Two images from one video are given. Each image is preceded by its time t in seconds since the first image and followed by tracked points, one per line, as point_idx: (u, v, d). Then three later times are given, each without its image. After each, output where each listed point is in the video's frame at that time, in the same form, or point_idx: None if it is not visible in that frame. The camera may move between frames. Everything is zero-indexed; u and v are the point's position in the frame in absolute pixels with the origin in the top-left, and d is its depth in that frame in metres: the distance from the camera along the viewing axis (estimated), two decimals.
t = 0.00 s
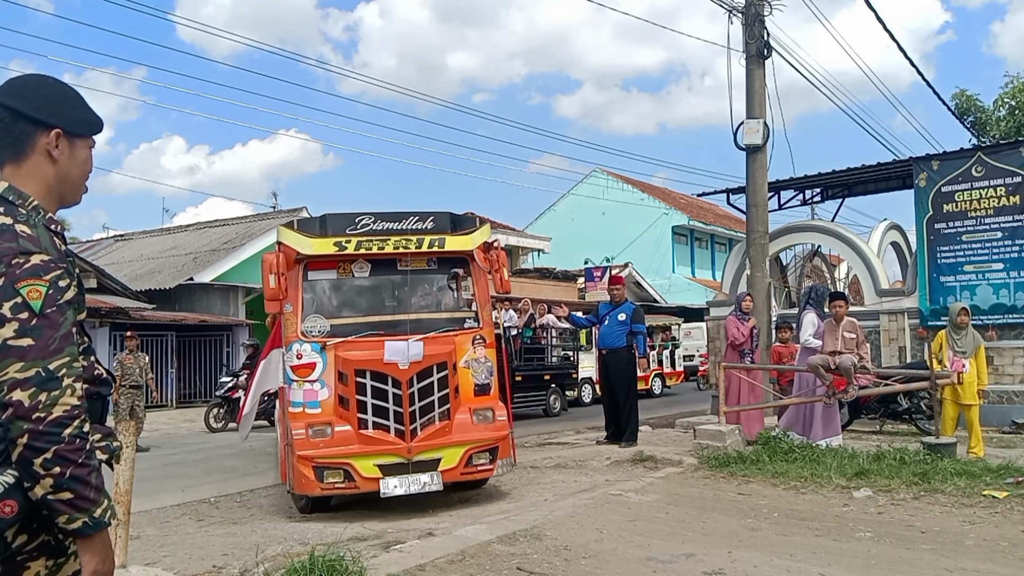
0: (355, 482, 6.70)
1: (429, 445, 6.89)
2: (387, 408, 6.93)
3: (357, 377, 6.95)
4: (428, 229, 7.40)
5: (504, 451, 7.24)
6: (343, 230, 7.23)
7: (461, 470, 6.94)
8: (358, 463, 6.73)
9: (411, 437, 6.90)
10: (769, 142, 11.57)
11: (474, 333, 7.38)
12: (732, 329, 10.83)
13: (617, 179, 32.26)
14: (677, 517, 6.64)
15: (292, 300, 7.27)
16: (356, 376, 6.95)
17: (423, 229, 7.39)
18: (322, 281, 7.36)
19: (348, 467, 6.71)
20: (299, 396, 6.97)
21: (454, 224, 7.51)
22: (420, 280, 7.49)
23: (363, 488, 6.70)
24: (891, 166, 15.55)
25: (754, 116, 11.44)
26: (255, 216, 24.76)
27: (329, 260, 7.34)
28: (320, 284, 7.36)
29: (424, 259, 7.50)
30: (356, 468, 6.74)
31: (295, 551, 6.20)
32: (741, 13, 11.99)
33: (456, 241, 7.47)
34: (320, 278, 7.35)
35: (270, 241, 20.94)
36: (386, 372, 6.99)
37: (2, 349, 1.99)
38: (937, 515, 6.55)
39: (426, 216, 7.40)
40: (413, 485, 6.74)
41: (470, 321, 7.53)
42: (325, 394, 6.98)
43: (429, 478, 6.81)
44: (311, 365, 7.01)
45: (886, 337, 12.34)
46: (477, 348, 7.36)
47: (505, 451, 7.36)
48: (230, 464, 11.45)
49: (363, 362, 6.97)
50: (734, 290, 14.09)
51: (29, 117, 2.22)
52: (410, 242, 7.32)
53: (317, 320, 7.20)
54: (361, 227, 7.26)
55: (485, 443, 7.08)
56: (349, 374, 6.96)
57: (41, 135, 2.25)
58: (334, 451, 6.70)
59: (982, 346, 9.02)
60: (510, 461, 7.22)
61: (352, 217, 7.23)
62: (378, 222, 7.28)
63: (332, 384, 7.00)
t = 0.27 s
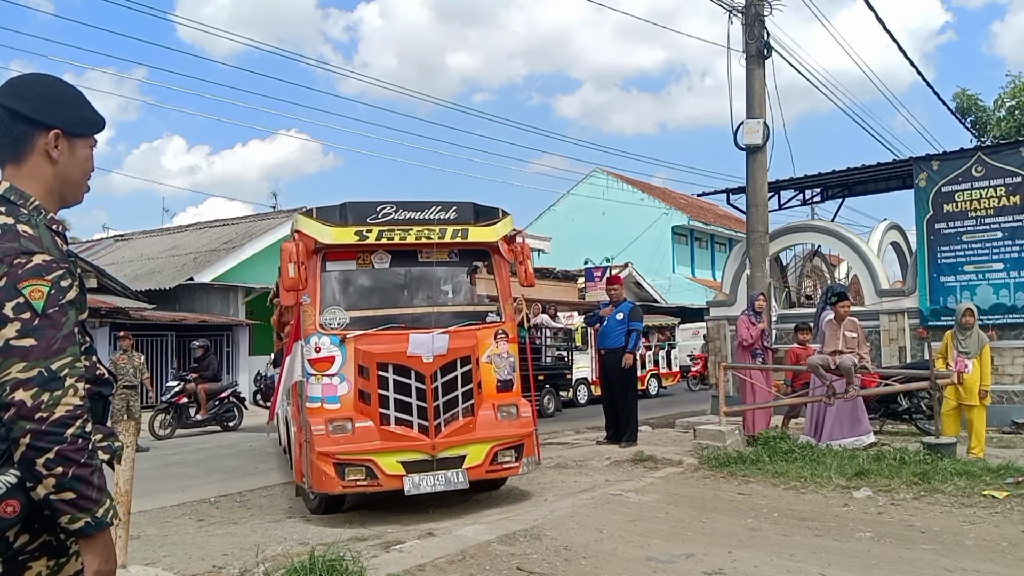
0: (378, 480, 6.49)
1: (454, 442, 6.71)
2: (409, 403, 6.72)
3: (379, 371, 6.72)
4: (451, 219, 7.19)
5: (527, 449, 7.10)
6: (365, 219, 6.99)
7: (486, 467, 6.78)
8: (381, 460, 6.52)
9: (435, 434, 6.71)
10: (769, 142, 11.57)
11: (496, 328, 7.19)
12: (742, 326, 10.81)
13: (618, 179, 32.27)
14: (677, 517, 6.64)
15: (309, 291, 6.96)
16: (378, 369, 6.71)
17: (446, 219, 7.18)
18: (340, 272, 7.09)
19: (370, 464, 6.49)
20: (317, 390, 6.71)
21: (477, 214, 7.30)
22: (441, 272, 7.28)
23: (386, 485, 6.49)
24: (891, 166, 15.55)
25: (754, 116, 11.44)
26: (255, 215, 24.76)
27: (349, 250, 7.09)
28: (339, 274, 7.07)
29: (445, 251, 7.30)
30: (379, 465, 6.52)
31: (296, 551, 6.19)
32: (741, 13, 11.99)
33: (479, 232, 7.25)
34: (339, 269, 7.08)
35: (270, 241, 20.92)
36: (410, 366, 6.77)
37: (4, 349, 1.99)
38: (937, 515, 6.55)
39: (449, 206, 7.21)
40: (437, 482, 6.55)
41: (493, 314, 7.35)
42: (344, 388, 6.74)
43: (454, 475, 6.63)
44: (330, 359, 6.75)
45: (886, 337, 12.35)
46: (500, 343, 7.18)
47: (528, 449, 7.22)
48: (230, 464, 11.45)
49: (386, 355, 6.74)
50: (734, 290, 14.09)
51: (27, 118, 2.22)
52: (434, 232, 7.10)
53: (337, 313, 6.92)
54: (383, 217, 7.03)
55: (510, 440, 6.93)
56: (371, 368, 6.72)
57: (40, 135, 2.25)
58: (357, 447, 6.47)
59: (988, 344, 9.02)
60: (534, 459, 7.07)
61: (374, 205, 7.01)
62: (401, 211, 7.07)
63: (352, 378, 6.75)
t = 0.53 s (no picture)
0: (403, 474, 6.28)
1: (482, 436, 6.54)
2: (435, 396, 6.51)
3: (404, 362, 6.50)
4: (477, 207, 6.99)
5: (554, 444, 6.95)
6: (389, 205, 6.74)
7: (515, 463, 6.64)
8: (406, 454, 6.31)
9: (462, 427, 6.52)
10: (769, 142, 11.57)
11: (522, 320, 6.98)
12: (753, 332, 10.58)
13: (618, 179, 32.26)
14: (677, 517, 6.64)
15: (331, 280, 6.70)
16: (403, 360, 6.49)
17: (472, 206, 6.97)
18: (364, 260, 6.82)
19: (396, 458, 6.28)
20: (338, 381, 6.42)
21: (503, 202, 7.11)
22: (466, 262, 7.05)
23: (412, 480, 6.29)
24: (891, 166, 15.54)
25: (754, 116, 11.44)
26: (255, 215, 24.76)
27: (371, 238, 6.85)
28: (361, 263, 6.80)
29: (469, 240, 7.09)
30: (405, 459, 6.32)
31: (296, 551, 6.19)
32: (741, 13, 11.99)
33: (506, 220, 7.07)
34: (362, 257, 6.83)
35: (270, 241, 20.90)
36: (437, 357, 6.56)
37: (6, 349, 1.99)
38: (937, 515, 6.55)
39: (475, 193, 6.98)
40: (465, 477, 6.37)
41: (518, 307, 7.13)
42: (367, 380, 6.47)
43: (481, 470, 6.45)
44: (351, 348, 6.47)
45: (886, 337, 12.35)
46: (525, 335, 6.99)
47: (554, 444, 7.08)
48: (230, 464, 11.47)
49: (412, 346, 6.52)
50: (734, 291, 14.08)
51: (28, 119, 2.22)
52: (460, 219, 6.89)
53: (360, 301, 6.66)
54: (407, 203, 6.78)
55: (538, 435, 6.78)
56: (396, 359, 6.49)
57: (40, 136, 2.25)
58: (382, 441, 6.26)
59: (988, 344, 9.01)
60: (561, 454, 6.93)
61: (399, 191, 6.77)
62: (425, 197, 6.83)
63: (374, 369, 6.49)
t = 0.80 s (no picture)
0: (434, 474, 6.17)
1: (511, 431, 6.47)
2: (461, 392, 6.41)
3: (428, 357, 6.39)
4: (495, 194, 6.85)
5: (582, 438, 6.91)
6: (404, 194, 6.57)
7: (546, 458, 6.61)
8: (435, 453, 6.20)
9: (491, 423, 6.45)
10: (769, 142, 11.57)
11: (543, 310, 6.91)
12: (768, 332, 10.46)
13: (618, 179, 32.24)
14: (677, 517, 6.64)
15: (345, 275, 6.51)
16: (427, 356, 6.38)
17: (489, 194, 6.83)
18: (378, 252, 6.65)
19: (426, 458, 6.16)
20: (358, 380, 6.25)
21: (521, 189, 6.98)
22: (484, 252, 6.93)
23: (442, 480, 6.18)
24: (891, 166, 15.54)
25: (754, 116, 11.44)
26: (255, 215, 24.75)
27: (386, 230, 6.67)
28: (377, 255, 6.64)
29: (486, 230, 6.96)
30: (435, 458, 6.20)
31: (296, 551, 6.20)
32: (741, 13, 11.99)
33: (524, 208, 6.96)
34: (377, 249, 6.65)
35: (271, 241, 20.89)
36: (461, 351, 6.49)
37: (6, 349, 1.99)
38: (937, 515, 6.55)
39: (492, 179, 6.84)
40: (497, 474, 6.28)
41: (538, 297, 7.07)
42: (389, 378, 6.32)
43: (513, 466, 6.38)
44: (371, 346, 6.32)
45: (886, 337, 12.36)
46: (547, 327, 6.91)
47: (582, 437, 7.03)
48: (230, 464, 11.47)
49: (435, 341, 6.41)
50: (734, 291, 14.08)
51: (29, 119, 2.22)
52: (478, 208, 6.75)
53: (377, 297, 6.51)
54: (423, 191, 6.62)
55: (568, 429, 6.74)
56: (419, 355, 6.38)
57: (42, 136, 2.25)
58: (411, 440, 6.13)
59: (992, 344, 8.97)
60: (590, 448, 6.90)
61: (414, 179, 6.59)
62: (442, 185, 6.67)
63: (395, 367, 6.35)
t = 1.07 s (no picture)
0: (464, 482, 5.94)
1: (540, 431, 6.21)
2: (485, 395, 6.14)
3: (449, 359, 6.12)
4: (505, 182, 6.57)
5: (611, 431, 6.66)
6: (411, 189, 6.31)
7: (577, 456, 6.38)
8: (464, 460, 5.96)
9: (518, 424, 6.17)
10: (769, 142, 11.57)
11: (561, 301, 6.61)
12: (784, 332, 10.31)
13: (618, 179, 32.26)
14: (677, 517, 6.64)
15: (355, 278, 6.31)
16: (447, 358, 6.12)
17: (499, 183, 6.55)
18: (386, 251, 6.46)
19: (453, 466, 5.92)
20: (376, 389, 6.03)
21: (531, 177, 6.69)
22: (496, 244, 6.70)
23: (472, 488, 5.95)
24: (891, 166, 15.54)
25: (754, 116, 11.44)
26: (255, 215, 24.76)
27: (393, 227, 6.47)
28: (385, 254, 6.44)
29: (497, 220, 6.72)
30: (463, 465, 5.96)
31: (296, 551, 6.20)
32: (741, 13, 11.99)
33: (535, 196, 6.67)
34: (385, 248, 6.46)
35: (270, 241, 20.89)
36: (483, 350, 6.19)
37: (7, 350, 1.99)
38: (937, 514, 6.56)
39: (501, 167, 6.57)
40: (530, 478, 6.05)
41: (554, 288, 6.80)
42: (406, 384, 6.10)
43: (546, 469, 6.14)
44: (387, 351, 6.11)
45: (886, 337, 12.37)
46: (567, 319, 6.62)
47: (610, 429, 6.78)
48: (230, 464, 11.47)
49: (454, 342, 6.15)
50: (733, 291, 14.09)
51: (37, 122, 2.22)
52: (488, 199, 6.49)
53: (391, 298, 6.32)
54: (431, 184, 6.35)
55: (596, 424, 6.49)
56: (437, 358, 6.12)
57: (49, 138, 2.25)
58: (437, 447, 5.89)
59: (993, 344, 9.04)
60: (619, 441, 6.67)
61: (420, 173, 6.33)
62: (449, 177, 6.40)
63: (413, 371, 6.13)
